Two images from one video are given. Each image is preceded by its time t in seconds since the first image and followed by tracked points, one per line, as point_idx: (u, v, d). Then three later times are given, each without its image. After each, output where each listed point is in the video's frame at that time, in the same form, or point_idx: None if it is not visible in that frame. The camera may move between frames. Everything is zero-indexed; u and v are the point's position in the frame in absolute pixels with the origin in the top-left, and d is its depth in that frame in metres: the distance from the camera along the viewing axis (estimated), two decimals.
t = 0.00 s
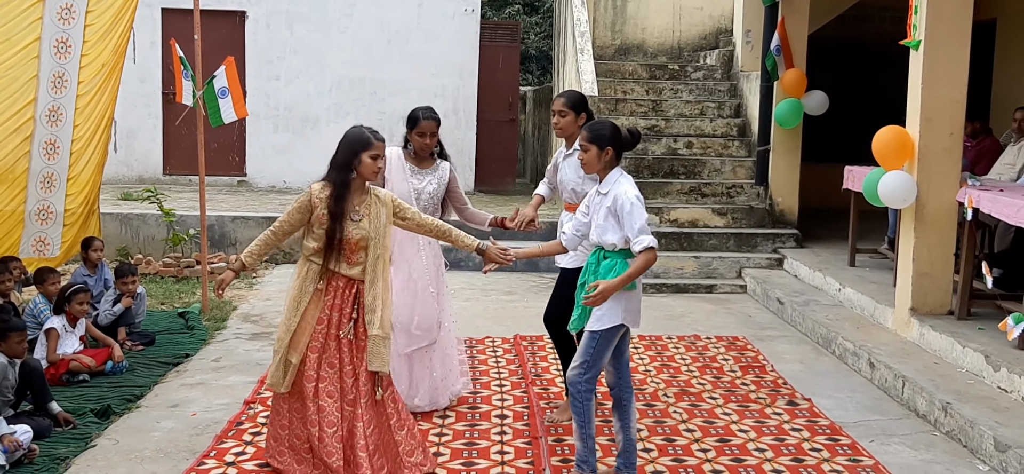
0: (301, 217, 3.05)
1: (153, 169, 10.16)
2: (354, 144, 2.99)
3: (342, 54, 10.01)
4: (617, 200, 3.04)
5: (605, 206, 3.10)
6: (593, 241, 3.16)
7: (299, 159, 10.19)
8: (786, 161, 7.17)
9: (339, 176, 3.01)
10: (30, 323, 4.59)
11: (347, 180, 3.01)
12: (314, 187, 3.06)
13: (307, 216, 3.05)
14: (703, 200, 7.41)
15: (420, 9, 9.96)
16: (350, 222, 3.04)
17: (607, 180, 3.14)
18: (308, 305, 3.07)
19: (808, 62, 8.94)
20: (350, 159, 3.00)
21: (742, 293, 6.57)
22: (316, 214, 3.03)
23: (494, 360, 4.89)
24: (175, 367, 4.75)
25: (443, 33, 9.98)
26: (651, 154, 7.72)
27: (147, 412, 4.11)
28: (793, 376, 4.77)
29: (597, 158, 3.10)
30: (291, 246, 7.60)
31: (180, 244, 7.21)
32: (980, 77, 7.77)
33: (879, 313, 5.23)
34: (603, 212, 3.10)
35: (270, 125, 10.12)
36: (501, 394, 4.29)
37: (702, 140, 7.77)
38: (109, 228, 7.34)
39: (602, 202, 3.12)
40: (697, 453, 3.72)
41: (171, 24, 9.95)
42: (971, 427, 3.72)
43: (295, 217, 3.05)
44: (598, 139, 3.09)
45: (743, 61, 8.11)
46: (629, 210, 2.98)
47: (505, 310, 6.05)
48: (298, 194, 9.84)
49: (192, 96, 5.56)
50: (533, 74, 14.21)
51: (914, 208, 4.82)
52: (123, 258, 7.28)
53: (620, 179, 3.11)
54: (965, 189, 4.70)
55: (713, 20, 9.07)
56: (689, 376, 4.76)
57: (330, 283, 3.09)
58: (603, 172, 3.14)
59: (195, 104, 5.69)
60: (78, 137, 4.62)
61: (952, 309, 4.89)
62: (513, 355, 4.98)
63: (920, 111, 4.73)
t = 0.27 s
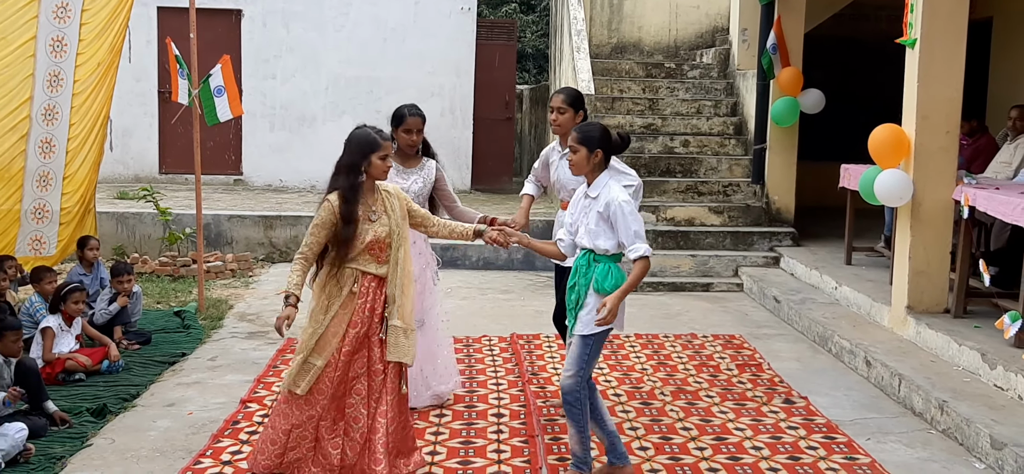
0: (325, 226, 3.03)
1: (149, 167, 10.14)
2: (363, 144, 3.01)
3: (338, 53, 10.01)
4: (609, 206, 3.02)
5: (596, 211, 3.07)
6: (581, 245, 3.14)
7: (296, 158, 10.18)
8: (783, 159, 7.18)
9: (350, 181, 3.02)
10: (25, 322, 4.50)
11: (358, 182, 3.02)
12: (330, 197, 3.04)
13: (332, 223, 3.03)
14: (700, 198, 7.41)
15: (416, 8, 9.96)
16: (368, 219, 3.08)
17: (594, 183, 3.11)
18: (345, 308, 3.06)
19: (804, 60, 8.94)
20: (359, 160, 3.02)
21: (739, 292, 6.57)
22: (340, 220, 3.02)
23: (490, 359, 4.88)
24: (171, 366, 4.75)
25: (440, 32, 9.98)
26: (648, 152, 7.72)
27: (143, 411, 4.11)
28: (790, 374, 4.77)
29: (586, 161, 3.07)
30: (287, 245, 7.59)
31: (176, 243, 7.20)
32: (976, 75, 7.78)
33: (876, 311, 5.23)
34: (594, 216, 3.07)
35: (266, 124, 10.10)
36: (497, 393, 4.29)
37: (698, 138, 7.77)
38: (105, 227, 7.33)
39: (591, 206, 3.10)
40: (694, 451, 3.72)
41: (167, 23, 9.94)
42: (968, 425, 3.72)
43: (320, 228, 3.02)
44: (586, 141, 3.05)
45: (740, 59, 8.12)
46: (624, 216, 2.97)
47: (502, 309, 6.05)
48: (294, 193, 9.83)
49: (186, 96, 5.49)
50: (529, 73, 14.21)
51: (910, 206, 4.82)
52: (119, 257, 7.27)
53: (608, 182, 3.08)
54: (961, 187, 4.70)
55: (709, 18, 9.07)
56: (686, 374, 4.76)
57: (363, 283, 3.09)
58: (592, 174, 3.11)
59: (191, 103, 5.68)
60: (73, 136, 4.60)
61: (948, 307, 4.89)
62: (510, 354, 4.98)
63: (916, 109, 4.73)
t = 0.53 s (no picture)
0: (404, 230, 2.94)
1: (147, 167, 10.14)
2: (407, 143, 2.95)
3: (336, 52, 10.01)
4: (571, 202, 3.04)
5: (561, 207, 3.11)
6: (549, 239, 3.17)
7: (293, 158, 10.18)
8: (780, 158, 7.19)
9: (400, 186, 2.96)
10: (22, 321, 4.50)
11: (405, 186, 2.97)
12: (390, 204, 2.92)
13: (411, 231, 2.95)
14: (697, 198, 7.41)
15: (414, 8, 9.97)
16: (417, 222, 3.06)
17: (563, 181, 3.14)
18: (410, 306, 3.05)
19: (801, 60, 8.95)
20: (399, 161, 2.95)
21: (736, 291, 6.58)
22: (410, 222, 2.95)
23: (488, 358, 4.88)
24: (168, 365, 4.75)
25: (437, 32, 10.00)
26: (645, 152, 7.72)
27: (140, 411, 4.11)
28: (786, 374, 4.78)
29: (558, 157, 3.11)
30: (284, 245, 7.59)
31: (174, 243, 7.20)
32: (973, 76, 7.80)
33: (872, 310, 5.24)
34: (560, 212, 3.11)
35: (263, 124, 10.10)
36: (494, 392, 4.29)
37: (696, 138, 7.78)
38: (103, 227, 7.33)
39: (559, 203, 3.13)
40: (691, 450, 3.73)
41: (165, 22, 9.93)
42: (964, 424, 3.73)
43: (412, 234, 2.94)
44: (556, 137, 3.11)
45: (737, 59, 8.13)
46: (580, 216, 2.98)
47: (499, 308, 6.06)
48: (291, 193, 9.84)
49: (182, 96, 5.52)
50: (527, 73, 14.22)
51: (906, 206, 4.82)
52: (117, 257, 7.27)
53: (576, 179, 3.11)
54: (957, 187, 4.71)
55: (707, 18, 9.08)
56: (682, 373, 4.77)
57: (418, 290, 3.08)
58: (562, 171, 3.16)
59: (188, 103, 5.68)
60: (70, 136, 4.60)
61: (945, 307, 4.90)
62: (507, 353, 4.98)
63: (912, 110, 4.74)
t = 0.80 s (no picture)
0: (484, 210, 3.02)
1: (142, 167, 10.10)
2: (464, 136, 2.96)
3: (332, 51, 9.98)
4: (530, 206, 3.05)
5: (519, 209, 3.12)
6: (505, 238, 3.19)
7: (289, 157, 10.15)
8: (777, 158, 7.18)
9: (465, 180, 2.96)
10: (16, 323, 4.49)
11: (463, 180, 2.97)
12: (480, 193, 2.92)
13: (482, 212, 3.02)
14: (694, 198, 7.39)
15: (410, 7, 9.95)
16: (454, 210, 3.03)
17: (522, 182, 3.14)
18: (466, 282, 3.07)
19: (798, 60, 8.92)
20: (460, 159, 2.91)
21: (733, 292, 6.56)
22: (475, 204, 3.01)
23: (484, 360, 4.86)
24: (163, 366, 4.72)
25: (434, 31, 9.98)
26: (642, 152, 7.70)
27: (134, 412, 4.08)
28: (784, 374, 4.76)
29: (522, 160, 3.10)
30: (280, 245, 7.57)
31: (169, 243, 7.17)
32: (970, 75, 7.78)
33: (870, 311, 5.23)
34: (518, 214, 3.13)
35: (259, 123, 10.07)
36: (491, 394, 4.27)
37: (693, 138, 7.75)
38: (97, 227, 7.29)
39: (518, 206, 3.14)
40: (688, 452, 3.71)
41: (160, 21, 9.89)
42: (962, 425, 3.72)
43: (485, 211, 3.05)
44: (518, 139, 3.08)
45: (734, 59, 8.12)
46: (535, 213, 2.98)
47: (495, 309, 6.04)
48: (287, 192, 9.80)
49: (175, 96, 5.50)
50: (523, 72, 14.19)
51: (904, 206, 4.81)
52: (111, 257, 7.24)
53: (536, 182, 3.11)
54: (956, 187, 4.69)
55: (704, 18, 9.06)
56: (680, 374, 4.75)
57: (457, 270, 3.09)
58: (524, 172, 3.14)
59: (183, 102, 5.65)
60: (65, 135, 4.56)
61: (943, 307, 4.89)
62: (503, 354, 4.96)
63: (911, 110, 4.72)
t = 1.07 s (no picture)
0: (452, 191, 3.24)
1: (138, 167, 10.11)
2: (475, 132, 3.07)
3: (328, 51, 9.99)
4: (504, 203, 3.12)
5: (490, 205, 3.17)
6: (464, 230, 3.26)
7: (285, 157, 10.15)
8: (772, 158, 7.21)
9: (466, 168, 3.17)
10: (13, 322, 4.48)
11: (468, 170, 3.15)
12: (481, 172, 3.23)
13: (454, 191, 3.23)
14: (689, 198, 7.40)
15: (406, 7, 9.97)
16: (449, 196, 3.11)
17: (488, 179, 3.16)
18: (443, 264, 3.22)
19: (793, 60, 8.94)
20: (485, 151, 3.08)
21: (728, 291, 6.58)
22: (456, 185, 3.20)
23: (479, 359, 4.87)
24: (159, 366, 4.73)
25: (430, 31, 10.00)
26: (638, 152, 7.73)
27: (131, 412, 4.09)
28: (779, 374, 4.78)
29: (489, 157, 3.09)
30: (276, 245, 7.57)
31: (165, 243, 7.18)
32: (965, 76, 7.81)
33: (864, 311, 5.25)
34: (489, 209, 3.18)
35: (255, 122, 10.07)
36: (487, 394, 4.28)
37: (688, 138, 7.77)
38: (93, 227, 7.30)
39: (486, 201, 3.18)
40: (683, 451, 3.72)
41: (156, 21, 9.89)
42: (956, 424, 3.73)
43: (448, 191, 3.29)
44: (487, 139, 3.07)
45: (730, 59, 8.13)
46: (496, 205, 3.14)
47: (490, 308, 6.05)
48: (284, 192, 9.81)
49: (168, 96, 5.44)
50: (519, 72, 14.21)
51: (898, 206, 4.83)
52: (107, 257, 7.24)
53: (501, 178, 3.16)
54: (950, 187, 4.71)
55: (699, 18, 9.08)
56: (675, 374, 4.76)
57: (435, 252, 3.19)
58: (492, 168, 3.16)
59: (179, 102, 5.66)
60: (62, 135, 4.57)
61: (937, 307, 4.91)
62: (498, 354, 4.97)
63: (905, 110, 4.74)
